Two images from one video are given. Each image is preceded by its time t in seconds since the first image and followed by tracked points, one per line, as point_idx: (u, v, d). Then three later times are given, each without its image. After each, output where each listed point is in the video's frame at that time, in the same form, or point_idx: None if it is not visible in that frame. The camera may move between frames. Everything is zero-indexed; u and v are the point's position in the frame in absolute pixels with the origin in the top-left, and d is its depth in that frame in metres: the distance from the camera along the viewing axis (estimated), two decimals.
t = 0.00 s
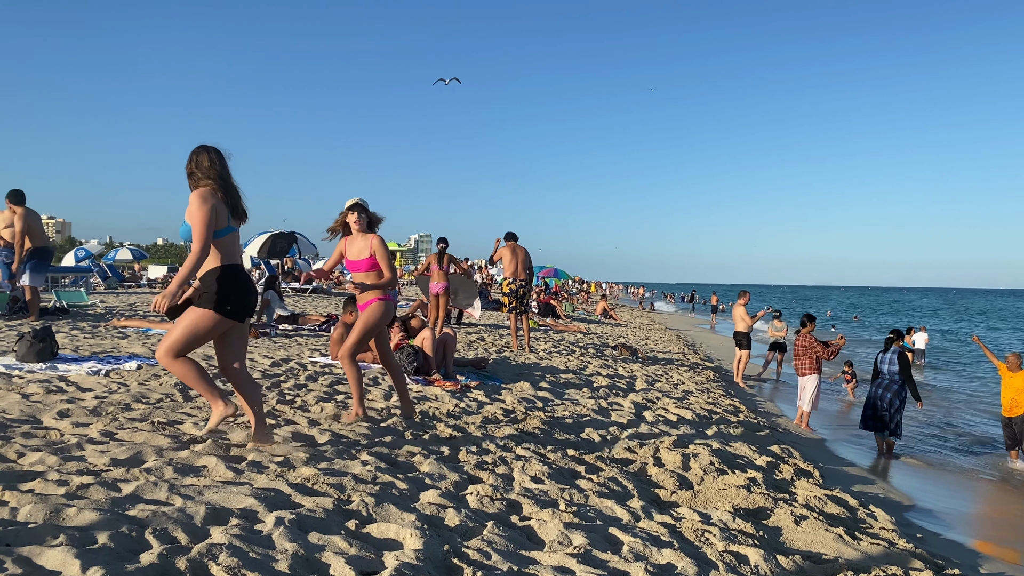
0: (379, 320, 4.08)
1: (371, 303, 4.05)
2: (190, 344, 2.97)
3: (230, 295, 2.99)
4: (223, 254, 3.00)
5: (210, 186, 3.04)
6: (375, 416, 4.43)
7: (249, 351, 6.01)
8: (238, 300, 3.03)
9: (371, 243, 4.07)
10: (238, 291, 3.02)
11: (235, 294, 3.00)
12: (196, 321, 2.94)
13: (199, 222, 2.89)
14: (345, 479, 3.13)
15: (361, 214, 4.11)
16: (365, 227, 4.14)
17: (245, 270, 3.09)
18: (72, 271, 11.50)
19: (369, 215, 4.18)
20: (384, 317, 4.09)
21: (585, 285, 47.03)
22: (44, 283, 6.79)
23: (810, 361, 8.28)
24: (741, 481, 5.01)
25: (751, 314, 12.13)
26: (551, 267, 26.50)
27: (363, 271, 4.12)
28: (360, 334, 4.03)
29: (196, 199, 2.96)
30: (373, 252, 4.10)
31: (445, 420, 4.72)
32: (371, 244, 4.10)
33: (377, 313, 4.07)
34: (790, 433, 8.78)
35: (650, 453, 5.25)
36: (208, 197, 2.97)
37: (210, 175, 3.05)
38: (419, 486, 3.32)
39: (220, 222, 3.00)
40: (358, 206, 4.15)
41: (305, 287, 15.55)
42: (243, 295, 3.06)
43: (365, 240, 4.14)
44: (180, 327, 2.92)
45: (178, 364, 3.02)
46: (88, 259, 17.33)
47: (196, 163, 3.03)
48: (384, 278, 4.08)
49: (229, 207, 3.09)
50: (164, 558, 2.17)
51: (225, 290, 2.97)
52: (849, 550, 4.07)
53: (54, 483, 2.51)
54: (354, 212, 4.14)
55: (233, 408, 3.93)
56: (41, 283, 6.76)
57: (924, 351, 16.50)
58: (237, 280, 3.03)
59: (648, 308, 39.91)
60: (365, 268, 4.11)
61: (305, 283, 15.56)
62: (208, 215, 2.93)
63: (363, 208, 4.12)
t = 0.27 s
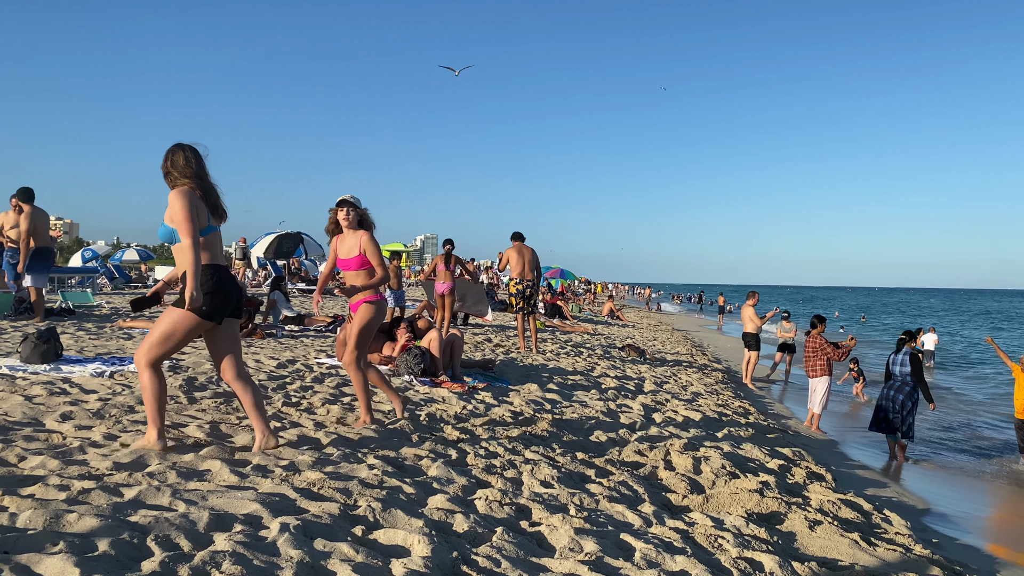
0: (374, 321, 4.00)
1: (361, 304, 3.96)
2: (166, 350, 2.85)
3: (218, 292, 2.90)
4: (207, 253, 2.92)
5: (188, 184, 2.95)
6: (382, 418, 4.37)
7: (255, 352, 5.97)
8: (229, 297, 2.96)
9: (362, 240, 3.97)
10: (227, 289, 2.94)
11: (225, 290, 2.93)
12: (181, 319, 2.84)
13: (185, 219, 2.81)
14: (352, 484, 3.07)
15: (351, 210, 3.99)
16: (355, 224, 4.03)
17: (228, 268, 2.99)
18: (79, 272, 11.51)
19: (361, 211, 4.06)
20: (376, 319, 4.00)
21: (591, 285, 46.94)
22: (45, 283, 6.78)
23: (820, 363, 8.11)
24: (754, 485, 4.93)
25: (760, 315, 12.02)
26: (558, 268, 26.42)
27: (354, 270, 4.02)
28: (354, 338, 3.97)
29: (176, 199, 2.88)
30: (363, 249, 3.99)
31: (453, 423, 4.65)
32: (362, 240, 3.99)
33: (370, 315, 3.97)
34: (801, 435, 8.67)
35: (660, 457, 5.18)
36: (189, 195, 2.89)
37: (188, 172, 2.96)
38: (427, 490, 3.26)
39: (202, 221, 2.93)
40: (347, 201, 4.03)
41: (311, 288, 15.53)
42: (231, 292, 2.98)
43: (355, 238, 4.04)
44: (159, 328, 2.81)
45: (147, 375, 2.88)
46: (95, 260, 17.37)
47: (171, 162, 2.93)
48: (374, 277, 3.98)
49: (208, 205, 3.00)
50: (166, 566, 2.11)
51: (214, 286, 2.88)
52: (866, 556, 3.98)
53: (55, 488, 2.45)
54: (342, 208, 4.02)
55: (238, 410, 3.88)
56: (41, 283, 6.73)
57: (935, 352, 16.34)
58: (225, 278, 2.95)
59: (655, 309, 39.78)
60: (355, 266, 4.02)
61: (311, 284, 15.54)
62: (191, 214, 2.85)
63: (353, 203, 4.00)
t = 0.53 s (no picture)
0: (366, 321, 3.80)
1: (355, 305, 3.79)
2: (155, 363, 2.73)
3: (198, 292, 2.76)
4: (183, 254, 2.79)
5: (161, 184, 2.84)
6: (389, 423, 4.31)
7: (260, 354, 5.92)
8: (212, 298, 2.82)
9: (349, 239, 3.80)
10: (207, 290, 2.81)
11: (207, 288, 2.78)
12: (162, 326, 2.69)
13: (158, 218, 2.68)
14: (358, 492, 3.01)
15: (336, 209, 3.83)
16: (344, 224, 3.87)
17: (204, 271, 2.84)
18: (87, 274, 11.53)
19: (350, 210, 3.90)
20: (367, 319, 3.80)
21: (598, 286, 46.84)
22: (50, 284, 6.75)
23: (831, 365, 7.89)
24: (766, 491, 4.85)
25: (769, 317, 11.91)
26: (564, 269, 26.34)
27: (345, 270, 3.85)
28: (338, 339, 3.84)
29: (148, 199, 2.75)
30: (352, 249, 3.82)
31: (460, 427, 4.59)
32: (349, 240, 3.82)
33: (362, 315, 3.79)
34: (812, 439, 8.56)
35: (671, 462, 5.10)
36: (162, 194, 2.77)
37: (161, 172, 2.84)
38: (435, 498, 3.19)
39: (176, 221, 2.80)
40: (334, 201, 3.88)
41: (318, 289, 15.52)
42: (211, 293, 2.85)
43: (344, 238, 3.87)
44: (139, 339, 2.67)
45: (141, 391, 2.77)
46: (102, 260, 17.42)
47: (144, 161, 2.82)
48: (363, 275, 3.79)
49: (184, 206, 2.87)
50: None
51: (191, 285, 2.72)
52: (882, 565, 3.89)
53: (56, 496, 2.40)
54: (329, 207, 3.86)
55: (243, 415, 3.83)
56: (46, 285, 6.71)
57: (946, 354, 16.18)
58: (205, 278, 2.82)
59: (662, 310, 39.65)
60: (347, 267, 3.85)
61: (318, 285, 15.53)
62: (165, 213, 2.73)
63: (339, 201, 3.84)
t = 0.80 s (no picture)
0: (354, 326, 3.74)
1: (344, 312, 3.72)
2: (153, 369, 2.67)
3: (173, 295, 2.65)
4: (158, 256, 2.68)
5: (139, 181, 2.71)
6: (395, 427, 4.26)
7: (266, 357, 5.88)
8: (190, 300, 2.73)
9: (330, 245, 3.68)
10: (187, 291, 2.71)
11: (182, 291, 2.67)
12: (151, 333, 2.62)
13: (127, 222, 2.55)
14: (364, 500, 2.96)
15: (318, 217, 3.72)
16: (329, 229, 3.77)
17: (186, 271, 2.74)
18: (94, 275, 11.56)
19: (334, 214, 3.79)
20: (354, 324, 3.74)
21: (604, 287, 46.74)
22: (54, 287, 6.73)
23: (843, 369, 7.78)
24: (778, 497, 4.77)
25: (778, 319, 11.81)
26: (571, 270, 26.24)
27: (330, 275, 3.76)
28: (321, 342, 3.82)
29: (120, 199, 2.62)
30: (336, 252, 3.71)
31: (467, 432, 4.53)
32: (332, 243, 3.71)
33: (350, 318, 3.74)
34: (823, 443, 8.46)
35: (681, 468, 5.03)
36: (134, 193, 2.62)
37: (138, 169, 2.71)
38: (442, 506, 3.13)
39: (153, 220, 2.68)
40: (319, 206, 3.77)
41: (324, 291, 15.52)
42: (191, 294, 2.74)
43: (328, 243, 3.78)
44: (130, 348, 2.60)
45: (144, 399, 2.73)
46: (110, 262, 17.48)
47: (121, 158, 2.69)
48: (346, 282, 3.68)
49: (164, 203, 2.74)
50: None
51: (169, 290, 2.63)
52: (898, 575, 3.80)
53: (57, 506, 2.36)
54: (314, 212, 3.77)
55: (248, 420, 3.78)
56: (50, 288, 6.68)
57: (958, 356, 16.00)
58: (183, 279, 2.71)
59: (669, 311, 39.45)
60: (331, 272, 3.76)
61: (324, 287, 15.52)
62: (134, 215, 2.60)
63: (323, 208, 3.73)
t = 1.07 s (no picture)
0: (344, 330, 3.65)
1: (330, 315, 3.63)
2: (153, 369, 2.65)
3: (158, 297, 2.60)
4: (138, 258, 2.62)
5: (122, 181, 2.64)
6: (402, 431, 4.20)
7: (272, 360, 5.85)
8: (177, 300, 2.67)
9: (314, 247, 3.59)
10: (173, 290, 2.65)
11: (167, 292, 2.61)
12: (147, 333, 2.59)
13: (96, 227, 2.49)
14: (369, 507, 2.90)
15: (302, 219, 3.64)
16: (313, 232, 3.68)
17: (171, 272, 2.67)
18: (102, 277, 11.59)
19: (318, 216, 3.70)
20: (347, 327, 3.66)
21: (611, 288, 46.63)
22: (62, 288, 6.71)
23: (854, 371, 7.67)
24: (791, 503, 4.69)
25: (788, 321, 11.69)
26: (578, 270, 26.15)
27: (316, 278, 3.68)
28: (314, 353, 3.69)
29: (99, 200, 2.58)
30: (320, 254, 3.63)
31: (475, 436, 4.46)
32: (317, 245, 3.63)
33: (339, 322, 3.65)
34: (834, 446, 8.35)
35: (691, 473, 4.95)
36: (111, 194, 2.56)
37: (121, 167, 2.64)
38: (449, 513, 3.07)
39: (133, 221, 2.62)
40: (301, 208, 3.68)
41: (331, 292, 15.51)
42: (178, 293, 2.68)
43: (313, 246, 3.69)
44: (127, 351, 2.56)
45: (146, 403, 2.68)
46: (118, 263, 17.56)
47: (107, 155, 2.64)
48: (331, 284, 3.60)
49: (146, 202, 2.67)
50: None
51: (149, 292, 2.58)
52: None
53: (57, 513, 2.31)
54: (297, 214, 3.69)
55: (252, 425, 3.73)
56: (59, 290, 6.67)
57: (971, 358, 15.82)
58: (167, 279, 2.64)
59: (676, 312, 39.29)
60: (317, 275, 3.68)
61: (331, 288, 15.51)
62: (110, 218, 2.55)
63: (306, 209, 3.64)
